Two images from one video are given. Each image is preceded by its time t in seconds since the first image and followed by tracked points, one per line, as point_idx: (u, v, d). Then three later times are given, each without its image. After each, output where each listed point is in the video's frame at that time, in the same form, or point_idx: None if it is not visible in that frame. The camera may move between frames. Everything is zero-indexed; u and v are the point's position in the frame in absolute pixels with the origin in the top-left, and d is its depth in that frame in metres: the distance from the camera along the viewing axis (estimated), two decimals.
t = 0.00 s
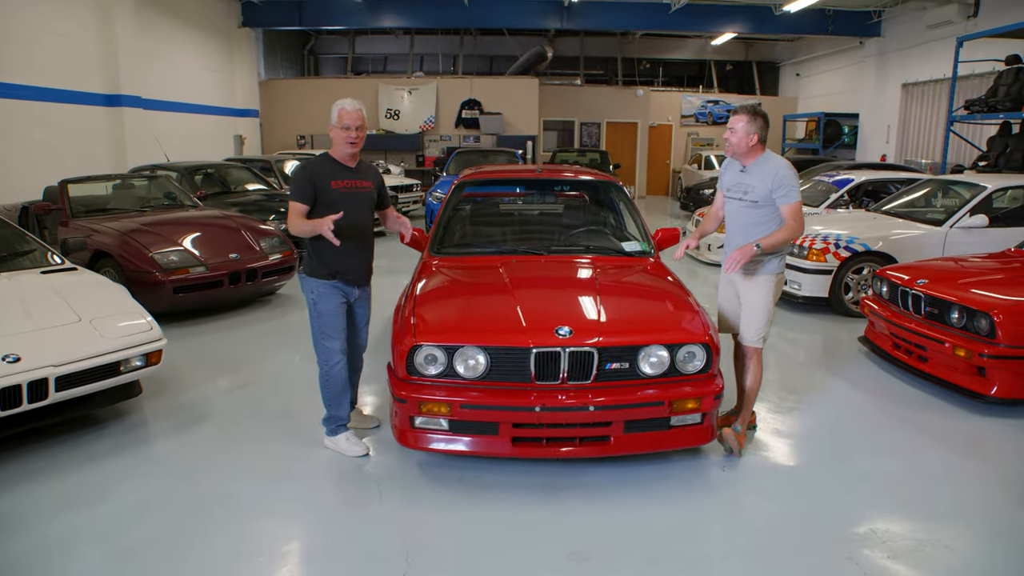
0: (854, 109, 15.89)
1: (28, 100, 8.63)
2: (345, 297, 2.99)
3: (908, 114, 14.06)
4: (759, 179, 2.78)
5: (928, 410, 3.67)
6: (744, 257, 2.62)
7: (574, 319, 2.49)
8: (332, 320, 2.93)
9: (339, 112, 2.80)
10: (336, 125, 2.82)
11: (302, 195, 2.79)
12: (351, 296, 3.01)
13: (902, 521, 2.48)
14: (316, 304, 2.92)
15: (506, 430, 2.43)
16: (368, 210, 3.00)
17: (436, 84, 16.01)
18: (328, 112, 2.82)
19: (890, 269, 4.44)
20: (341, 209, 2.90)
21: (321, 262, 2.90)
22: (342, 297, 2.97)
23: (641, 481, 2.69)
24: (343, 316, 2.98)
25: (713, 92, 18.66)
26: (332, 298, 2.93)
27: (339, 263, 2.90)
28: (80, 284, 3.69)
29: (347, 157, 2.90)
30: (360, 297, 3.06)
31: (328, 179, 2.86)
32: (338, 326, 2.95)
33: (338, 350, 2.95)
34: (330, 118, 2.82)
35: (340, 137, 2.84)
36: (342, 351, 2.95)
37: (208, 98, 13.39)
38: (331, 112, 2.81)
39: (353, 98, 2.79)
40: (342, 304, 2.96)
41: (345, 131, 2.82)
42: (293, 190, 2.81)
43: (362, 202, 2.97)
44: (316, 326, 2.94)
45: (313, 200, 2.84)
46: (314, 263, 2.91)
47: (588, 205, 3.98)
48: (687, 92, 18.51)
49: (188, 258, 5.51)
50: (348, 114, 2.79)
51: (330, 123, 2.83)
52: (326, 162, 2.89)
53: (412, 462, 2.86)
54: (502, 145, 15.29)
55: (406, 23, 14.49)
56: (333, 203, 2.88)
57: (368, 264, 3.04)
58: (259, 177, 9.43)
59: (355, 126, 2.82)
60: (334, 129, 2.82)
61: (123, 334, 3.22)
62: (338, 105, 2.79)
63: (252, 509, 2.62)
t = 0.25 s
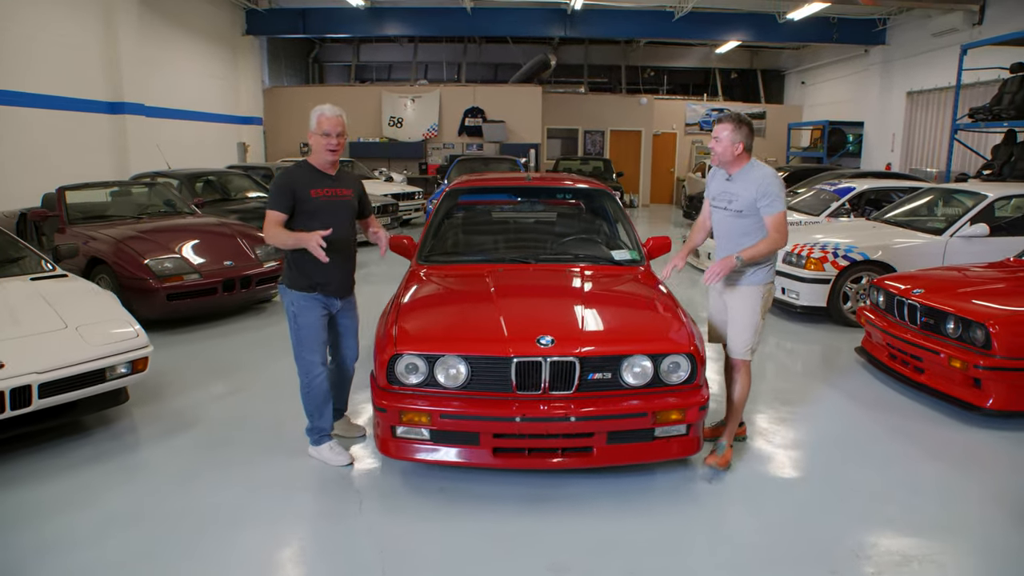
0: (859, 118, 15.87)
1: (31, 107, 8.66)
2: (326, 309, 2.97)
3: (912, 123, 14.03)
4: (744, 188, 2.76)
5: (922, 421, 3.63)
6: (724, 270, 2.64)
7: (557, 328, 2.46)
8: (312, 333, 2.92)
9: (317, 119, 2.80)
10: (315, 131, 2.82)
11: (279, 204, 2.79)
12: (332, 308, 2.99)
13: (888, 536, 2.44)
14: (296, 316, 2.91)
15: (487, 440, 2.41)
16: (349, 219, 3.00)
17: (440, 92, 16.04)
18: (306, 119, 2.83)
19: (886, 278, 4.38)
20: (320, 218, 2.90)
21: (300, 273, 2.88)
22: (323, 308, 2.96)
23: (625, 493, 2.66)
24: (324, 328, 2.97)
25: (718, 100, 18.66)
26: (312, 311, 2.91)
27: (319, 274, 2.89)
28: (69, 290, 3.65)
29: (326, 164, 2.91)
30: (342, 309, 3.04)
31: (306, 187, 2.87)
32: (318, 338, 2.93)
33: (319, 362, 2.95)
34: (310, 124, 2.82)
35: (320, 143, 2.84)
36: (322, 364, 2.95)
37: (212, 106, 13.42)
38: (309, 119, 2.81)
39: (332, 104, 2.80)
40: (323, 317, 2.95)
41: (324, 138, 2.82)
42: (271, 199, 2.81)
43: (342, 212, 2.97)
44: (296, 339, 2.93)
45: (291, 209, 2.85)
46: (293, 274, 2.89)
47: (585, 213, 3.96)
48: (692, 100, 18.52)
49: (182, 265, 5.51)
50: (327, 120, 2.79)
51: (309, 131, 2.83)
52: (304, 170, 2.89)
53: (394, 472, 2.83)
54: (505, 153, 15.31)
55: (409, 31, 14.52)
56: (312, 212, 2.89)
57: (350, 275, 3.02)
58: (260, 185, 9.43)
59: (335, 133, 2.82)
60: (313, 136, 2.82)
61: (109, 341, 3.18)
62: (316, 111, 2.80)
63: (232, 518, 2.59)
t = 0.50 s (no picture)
0: (873, 120, 15.71)
1: (44, 111, 8.75)
2: (321, 315, 2.97)
3: (928, 125, 13.87)
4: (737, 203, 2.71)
5: (927, 429, 3.55)
6: (713, 302, 2.53)
7: (550, 334, 2.44)
8: (305, 340, 2.92)
9: (316, 128, 2.79)
10: (316, 142, 2.80)
11: (274, 212, 2.81)
12: (327, 314, 2.99)
13: (886, 548, 2.38)
14: (290, 323, 2.91)
15: (479, 446, 2.39)
16: (341, 223, 3.03)
17: (451, 95, 16.07)
18: (303, 126, 2.79)
19: (893, 283, 4.29)
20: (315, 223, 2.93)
21: (294, 280, 2.88)
22: (318, 315, 2.96)
23: (620, 501, 2.62)
24: (319, 334, 2.97)
25: (731, 103, 18.56)
26: (307, 318, 2.91)
27: (315, 281, 2.89)
28: (70, 292, 3.64)
29: (320, 171, 2.93)
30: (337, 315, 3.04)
31: (300, 194, 2.89)
32: (312, 345, 2.93)
33: (313, 369, 2.94)
34: (311, 135, 2.79)
35: (319, 154, 2.83)
36: (317, 371, 2.95)
37: (224, 109, 13.50)
38: (307, 127, 2.79)
39: (331, 113, 2.80)
40: (317, 323, 2.95)
41: (325, 149, 2.82)
42: (264, 207, 2.82)
43: (335, 215, 3.01)
44: (290, 346, 2.93)
45: (283, 215, 2.86)
46: (287, 281, 2.89)
47: (590, 216, 3.92)
48: (704, 102, 18.43)
49: (187, 268, 5.53)
50: (329, 132, 2.79)
51: (306, 139, 2.81)
52: (296, 176, 2.91)
53: (387, 478, 2.82)
54: (516, 156, 15.30)
55: (420, 34, 14.56)
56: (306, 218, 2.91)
57: (345, 281, 3.03)
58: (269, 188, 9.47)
59: (333, 142, 2.83)
60: (310, 145, 2.81)
61: (108, 344, 3.17)
62: (315, 121, 2.77)
63: (223, 520, 2.58)
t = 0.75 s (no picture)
0: (888, 120, 15.54)
1: (57, 112, 8.82)
2: (320, 314, 2.96)
3: (943, 125, 13.70)
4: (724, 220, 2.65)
5: (932, 434, 3.48)
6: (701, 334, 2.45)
7: (542, 335, 2.41)
8: (304, 340, 2.91)
9: (313, 128, 2.80)
10: (313, 143, 2.82)
11: (273, 216, 2.81)
12: (326, 313, 2.99)
13: (882, 553, 2.34)
14: (288, 324, 2.89)
15: (469, 447, 2.37)
16: (335, 223, 3.08)
17: (462, 95, 16.07)
18: (299, 126, 2.80)
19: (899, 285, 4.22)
20: (311, 225, 2.96)
21: (293, 280, 2.86)
22: (317, 315, 2.94)
23: (612, 505, 2.59)
24: (316, 335, 2.96)
25: (744, 103, 18.43)
26: (306, 318, 2.90)
27: (315, 281, 2.88)
28: (71, 291, 3.65)
29: (315, 172, 2.95)
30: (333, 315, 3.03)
31: (297, 195, 2.90)
32: (310, 345, 2.92)
33: (310, 370, 2.93)
34: (307, 136, 2.80)
35: (316, 154, 2.85)
36: (314, 372, 2.93)
37: (235, 109, 13.56)
38: (303, 128, 2.80)
39: (328, 113, 2.82)
40: (315, 323, 2.93)
41: (322, 150, 2.85)
42: (263, 212, 2.82)
43: (329, 216, 3.05)
44: (288, 346, 2.92)
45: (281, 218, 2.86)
46: (287, 282, 2.87)
47: (593, 217, 3.89)
48: (717, 102, 18.33)
49: (191, 267, 5.55)
50: (327, 133, 2.82)
51: (302, 139, 2.82)
52: (292, 178, 2.91)
53: (380, 479, 2.80)
54: (527, 156, 15.27)
55: (431, 34, 14.56)
56: (304, 219, 2.94)
57: (341, 280, 3.04)
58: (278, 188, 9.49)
59: (330, 143, 2.85)
60: (307, 146, 2.83)
61: (105, 343, 3.17)
62: (311, 121, 2.78)
63: (213, 519, 2.57)
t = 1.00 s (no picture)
0: (898, 119, 15.40)
1: (65, 109, 8.84)
2: (312, 308, 2.96)
3: (954, 124, 13.57)
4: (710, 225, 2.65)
5: (930, 435, 3.43)
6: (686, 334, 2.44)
7: (527, 331, 2.40)
8: (296, 335, 2.90)
9: (304, 122, 2.82)
10: (307, 137, 2.83)
11: (275, 214, 2.82)
12: (318, 307, 2.99)
13: (870, 553, 2.31)
14: (281, 319, 2.89)
15: (453, 443, 2.36)
16: (327, 219, 3.11)
17: (469, 93, 16.05)
18: (289, 121, 2.82)
19: (898, 284, 4.17)
20: (307, 222, 2.98)
21: (288, 274, 2.86)
22: (309, 309, 2.94)
23: (599, 503, 2.56)
24: (308, 329, 2.95)
25: (754, 101, 18.33)
26: (298, 313, 2.89)
27: (309, 276, 2.88)
28: (67, 285, 3.66)
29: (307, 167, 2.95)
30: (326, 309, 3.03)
31: (295, 192, 2.91)
32: (302, 340, 2.91)
33: (301, 365, 2.92)
34: (300, 130, 2.82)
35: (309, 148, 2.86)
36: (305, 367, 2.92)
37: (242, 107, 13.56)
38: (294, 123, 2.81)
39: (317, 107, 2.84)
40: (307, 318, 2.93)
41: (315, 143, 2.86)
42: (264, 212, 2.82)
43: (322, 212, 3.06)
44: (280, 340, 2.91)
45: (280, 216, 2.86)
46: (281, 277, 2.86)
47: (590, 215, 3.88)
48: (726, 100, 18.25)
49: (191, 264, 5.56)
50: (319, 125, 2.84)
51: (295, 134, 2.83)
52: (288, 174, 2.91)
53: (367, 474, 2.79)
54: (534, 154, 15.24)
55: (439, 32, 14.54)
56: (302, 215, 2.95)
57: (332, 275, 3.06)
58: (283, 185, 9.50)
59: (323, 136, 2.88)
60: (301, 141, 2.84)
61: (98, 337, 3.18)
62: (302, 116, 2.80)
63: (199, 513, 2.56)
